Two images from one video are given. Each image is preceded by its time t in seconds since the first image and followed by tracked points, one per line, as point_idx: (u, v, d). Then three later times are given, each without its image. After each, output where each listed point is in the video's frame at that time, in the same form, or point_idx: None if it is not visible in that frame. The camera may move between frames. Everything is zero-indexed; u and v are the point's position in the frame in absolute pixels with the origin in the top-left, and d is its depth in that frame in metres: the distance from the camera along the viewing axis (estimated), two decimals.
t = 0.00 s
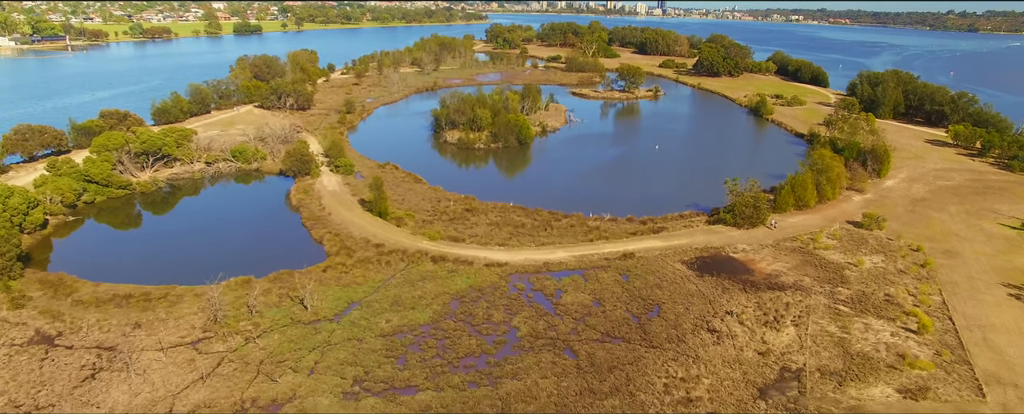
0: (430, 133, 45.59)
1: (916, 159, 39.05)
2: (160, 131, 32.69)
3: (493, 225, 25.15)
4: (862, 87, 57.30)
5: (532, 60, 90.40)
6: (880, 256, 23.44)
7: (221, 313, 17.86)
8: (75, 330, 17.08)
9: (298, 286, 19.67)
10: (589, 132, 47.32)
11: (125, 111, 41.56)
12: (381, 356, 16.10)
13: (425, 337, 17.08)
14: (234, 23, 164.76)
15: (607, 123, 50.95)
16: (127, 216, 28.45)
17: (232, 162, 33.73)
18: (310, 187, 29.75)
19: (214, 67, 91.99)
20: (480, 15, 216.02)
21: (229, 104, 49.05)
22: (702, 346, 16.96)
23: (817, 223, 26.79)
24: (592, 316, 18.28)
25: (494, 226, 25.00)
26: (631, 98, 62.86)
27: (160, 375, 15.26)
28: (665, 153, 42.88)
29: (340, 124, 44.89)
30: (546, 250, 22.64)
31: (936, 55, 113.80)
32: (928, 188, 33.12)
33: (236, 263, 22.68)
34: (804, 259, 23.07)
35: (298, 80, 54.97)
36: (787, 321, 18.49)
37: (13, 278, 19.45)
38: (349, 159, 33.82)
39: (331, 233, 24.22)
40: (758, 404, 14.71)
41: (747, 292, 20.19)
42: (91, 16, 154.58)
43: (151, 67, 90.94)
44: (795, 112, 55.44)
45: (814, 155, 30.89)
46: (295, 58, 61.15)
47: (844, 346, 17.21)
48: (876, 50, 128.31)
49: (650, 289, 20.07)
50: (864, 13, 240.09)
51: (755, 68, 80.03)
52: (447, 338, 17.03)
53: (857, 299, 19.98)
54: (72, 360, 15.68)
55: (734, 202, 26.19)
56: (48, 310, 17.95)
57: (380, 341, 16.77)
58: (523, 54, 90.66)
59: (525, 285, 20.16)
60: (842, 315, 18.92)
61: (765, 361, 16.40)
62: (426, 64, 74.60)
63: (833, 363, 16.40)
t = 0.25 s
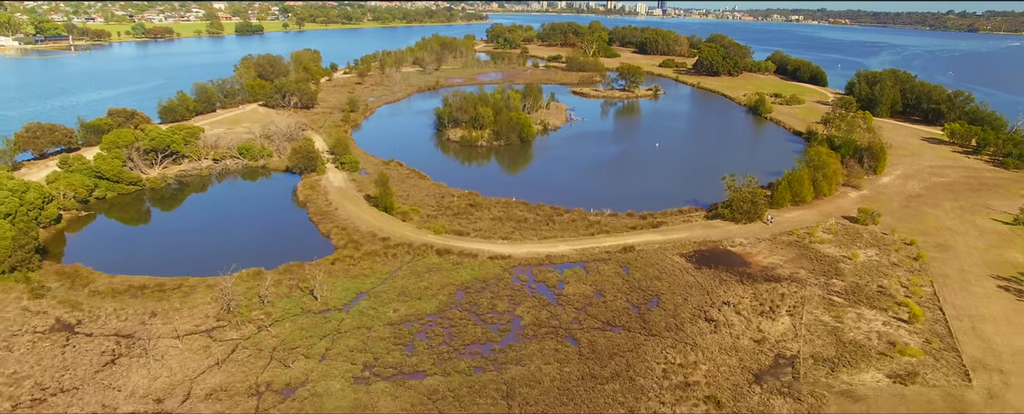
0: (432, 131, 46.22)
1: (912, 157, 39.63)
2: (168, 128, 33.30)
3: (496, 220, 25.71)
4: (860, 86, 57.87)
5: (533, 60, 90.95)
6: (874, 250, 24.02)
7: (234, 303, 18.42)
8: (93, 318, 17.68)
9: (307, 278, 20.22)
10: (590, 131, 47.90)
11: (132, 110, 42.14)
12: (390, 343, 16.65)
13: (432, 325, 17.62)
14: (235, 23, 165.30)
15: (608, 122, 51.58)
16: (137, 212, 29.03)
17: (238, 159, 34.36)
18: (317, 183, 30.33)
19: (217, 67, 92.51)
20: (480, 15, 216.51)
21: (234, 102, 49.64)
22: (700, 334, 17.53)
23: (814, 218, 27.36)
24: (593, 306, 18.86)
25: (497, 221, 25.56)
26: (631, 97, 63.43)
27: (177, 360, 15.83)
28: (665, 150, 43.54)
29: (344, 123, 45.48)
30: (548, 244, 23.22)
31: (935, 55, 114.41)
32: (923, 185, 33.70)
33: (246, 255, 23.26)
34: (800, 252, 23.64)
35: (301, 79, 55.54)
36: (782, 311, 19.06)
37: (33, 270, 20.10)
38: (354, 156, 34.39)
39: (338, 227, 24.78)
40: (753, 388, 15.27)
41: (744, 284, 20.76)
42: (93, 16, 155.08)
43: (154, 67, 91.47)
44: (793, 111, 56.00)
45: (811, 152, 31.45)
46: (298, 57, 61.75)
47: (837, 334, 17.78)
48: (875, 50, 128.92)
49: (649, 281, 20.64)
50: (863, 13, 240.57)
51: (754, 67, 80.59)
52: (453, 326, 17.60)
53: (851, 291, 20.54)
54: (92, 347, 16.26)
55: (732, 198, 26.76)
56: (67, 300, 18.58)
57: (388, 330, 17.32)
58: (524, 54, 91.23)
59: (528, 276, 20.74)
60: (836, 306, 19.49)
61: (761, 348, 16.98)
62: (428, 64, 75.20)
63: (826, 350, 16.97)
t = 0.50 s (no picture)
0: (435, 130, 46.87)
1: (908, 155, 40.24)
2: (176, 126, 33.89)
3: (499, 215, 26.30)
4: (858, 85, 58.45)
5: (533, 59, 91.53)
6: (868, 244, 24.63)
7: (246, 293, 18.99)
8: (111, 308, 18.28)
9: (316, 269, 20.79)
10: (590, 129, 48.52)
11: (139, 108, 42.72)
12: (398, 331, 17.23)
13: (438, 315, 18.20)
14: (236, 22, 165.69)
15: (608, 120, 52.25)
16: (146, 207, 29.59)
17: (245, 157, 34.99)
18: (323, 180, 30.92)
19: (219, 66, 92.98)
20: (480, 15, 216.91)
21: (238, 101, 50.22)
22: (697, 323, 18.12)
23: (810, 213, 27.96)
24: (594, 296, 19.45)
25: (500, 216, 26.14)
26: (630, 96, 64.03)
27: (193, 347, 16.41)
28: (664, 149, 44.23)
29: (347, 121, 46.08)
30: (550, 237, 23.81)
31: (934, 55, 115.02)
32: (918, 182, 34.32)
33: (256, 248, 23.87)
34: (795, 246, 24.24)
35: (305, 78, 56.12)
36: (777, 301, 19.67)
37: (50, 262, 20.72)
38: (359, 153, 34.96)
39: (345, 222, 25.37)
40: (748, 373, 15.85)
41: (741, 276, 21.37)
42: (94, 16, 155.46)
43: (157, 66, 91.95)
44: (792, 109, 56.60)
45: (808, 149, 32.04)
46: (301, 57, 62.32)
47: (830, 323, 18.38)
48: (874, 50, 129.56)
49: (648, 273, 21.24)
50: (863, 13, 241.17)
51: (753, 67, 81.17)
52: (459, 315, 18.17)
53: (845, 282, 21.14)
54: (111, 334, 16.86)
55: (729, 193, 27.35)
56: (85, 290, 19.19)
57: (396, 319, 17.90)
58: (525, 53, 91.82)
59: (530, 268, 21.35)
60: (830, 296, 20.09)
61: (756, 336, 17.58)
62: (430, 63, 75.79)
63: (820, 338, 17.57)
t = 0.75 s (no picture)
0: (437, 128, 47.55)
1: (904, 152, 40.84)
2: (183, 124, 34.49)
3: (501, 210, 26.90)
4: (855, 84, 59.07)
5: (534, 59, 92.15)
6: (862, 238, 25.25)
7: (257, 283, 19.57)
8: (127, 298, 18.89)
9: (324, 262, 21.36)
10: (590, 128, 49.15)
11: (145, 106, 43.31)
12: (405, 320, 17.82)
13: (444, 304, 18.79)
14: (237, 22, 166.21)
15: (608, 119, 52.94)
16: (154, 203, 30.18)
17: (251, 154, 35.64)
18: (328, 176, 31.52)
19: (222, 65, 93.67)
20: (481, 15, 217.53)
21: (243, 100, 50.79)
22: (695, 312, 18.73)
23: (806, 209, 28.57)
24: (594, 287, 20.06)
25: (502, 211, 26.74)
26: (630, 95, 64.63)
27: (208, 334, 17.01)
28: (663, 146, 44.94)
29: (351, 119, 46.68)
30: (552, 231, 24.41)
31: (932, 55, 115.64)
32: (912, 179, 34.94)
33: (265, 241, 24.48)
34: (791, 239, 24.86)
35: (308, 77, 56.69)
36: (773, 292, 20.28)
37: (67, 254, 21.33)
38: (363, 150, 35.56)
39: (351, 217, 25.95)
40: (744, 359, 16.45)
41: (737, 268, 21.97)
42: (96, 16, 156.08)
43: (159, 66, 92.49)
44: (790, 108, 57.19)
45: (804, 147, 32.62)
46: (304, 56, 62.91)
47: (824, 313, 18.99)
48: (873, 49, 130.24)
49: (648, 265, 21.83)
50: (863, 13, 241.60)
51: (752, 66, 81.77)
52: (464, 305, 18.76)
53: (838, 275, 21.73)
54: (129, 322, 17.48)
55: (727, 189, 27.96)
56: (101, 281, 19.81)
57: (403, 308, 18.49)
58: (525, 53, 92.45)
59: (532, 260, 21.96)
60: (824, 288, 20.69)
61: (752, 325, 18.18)
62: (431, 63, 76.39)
63: (813, 327, 18.19)
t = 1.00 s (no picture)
0: (440, 126, 48.21)
1: (900, 150, 41.48)
2: (191, 121, 35.11)
3: (504, 205, 27.52)
4: (853, 83, 59.70)
5: (534, 58, 92.77)
6: (856, 232, 25.89)
7: (268, 274, 20.20)
8: (142, 287, 19.54)
9: (332, 254, 21.97)
10: (591, 126, 49.79)
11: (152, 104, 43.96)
12: (412, 308, 18.45)
13: (449, 294, 19.40)
14: (238, 22, 166.84)
15: (608, 117, 53.63)
16: (163, 199, 30.77)
17: (258, 151, 36.34)
18: (334, 172, 32.13)
19: (225, 64, 94.32)
20: (481, 14, 218.09)
21: (247, 98, 51.43)
22: (692, 302, 19.34)
23: (802, 204, 29.20)
24: (595, 278, 20.67)
25: (505, 206, 27.36)
26: (630, 94, 65.25)
27: (223, 322, 17.63)
28: (663, 144, 45.63)
29: (355, 118, 47.32)
30: (554, 226, 25.03)
31: (932, 55, 116.21)
32: (907, 176, 35.58)
33: (274, 235, 25.12)
34: (787, 233, 25.48)
35: (312, 75, 57.30)
36: (768, 283, 20.89)
37: (83, 247, 22.08)
38: (368, 147, 36.16)
39: (357, 211, 26.56)
40: (739, 346, 17.07)
41: (733, 260, 22.58)
42: (98, 16, 156.76)
43: (162, 65, 93.11)
44: (788, 107, 57.81)
45: (801, 144, 33.23)
46: (307, 55, 63.55)
47: (817, 303, 19.62)
48: (873, 49, 130.79)
49: (646, 258, 22.44)
50: (863, 13, 242.06)
51: (751, 66, 82.37)
52: (469, 295, 19.38)
53: (832, 267, 22.36)
54: (145, 311, 18.12)
55: (725, 185, 28.58)
56: (117, 272, 20.46)
57: (410, 297, 19.10)
58: (526, 52, 93.10)
59: (535, 253, 22.58)
60: (818, 279, 21.33)
61: (747, 314, 18.79)
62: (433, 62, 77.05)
63: (806, 315, 18.81)
